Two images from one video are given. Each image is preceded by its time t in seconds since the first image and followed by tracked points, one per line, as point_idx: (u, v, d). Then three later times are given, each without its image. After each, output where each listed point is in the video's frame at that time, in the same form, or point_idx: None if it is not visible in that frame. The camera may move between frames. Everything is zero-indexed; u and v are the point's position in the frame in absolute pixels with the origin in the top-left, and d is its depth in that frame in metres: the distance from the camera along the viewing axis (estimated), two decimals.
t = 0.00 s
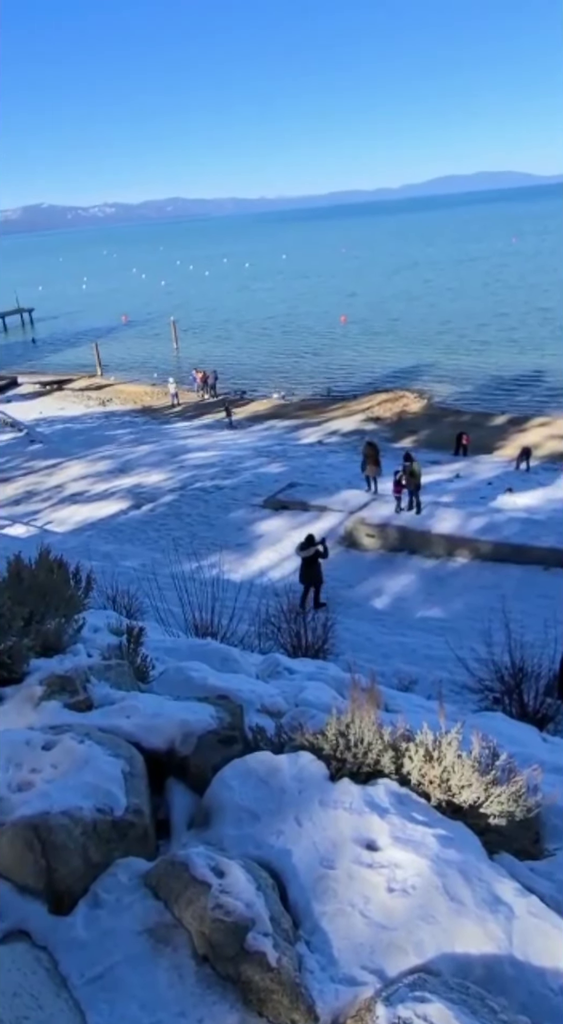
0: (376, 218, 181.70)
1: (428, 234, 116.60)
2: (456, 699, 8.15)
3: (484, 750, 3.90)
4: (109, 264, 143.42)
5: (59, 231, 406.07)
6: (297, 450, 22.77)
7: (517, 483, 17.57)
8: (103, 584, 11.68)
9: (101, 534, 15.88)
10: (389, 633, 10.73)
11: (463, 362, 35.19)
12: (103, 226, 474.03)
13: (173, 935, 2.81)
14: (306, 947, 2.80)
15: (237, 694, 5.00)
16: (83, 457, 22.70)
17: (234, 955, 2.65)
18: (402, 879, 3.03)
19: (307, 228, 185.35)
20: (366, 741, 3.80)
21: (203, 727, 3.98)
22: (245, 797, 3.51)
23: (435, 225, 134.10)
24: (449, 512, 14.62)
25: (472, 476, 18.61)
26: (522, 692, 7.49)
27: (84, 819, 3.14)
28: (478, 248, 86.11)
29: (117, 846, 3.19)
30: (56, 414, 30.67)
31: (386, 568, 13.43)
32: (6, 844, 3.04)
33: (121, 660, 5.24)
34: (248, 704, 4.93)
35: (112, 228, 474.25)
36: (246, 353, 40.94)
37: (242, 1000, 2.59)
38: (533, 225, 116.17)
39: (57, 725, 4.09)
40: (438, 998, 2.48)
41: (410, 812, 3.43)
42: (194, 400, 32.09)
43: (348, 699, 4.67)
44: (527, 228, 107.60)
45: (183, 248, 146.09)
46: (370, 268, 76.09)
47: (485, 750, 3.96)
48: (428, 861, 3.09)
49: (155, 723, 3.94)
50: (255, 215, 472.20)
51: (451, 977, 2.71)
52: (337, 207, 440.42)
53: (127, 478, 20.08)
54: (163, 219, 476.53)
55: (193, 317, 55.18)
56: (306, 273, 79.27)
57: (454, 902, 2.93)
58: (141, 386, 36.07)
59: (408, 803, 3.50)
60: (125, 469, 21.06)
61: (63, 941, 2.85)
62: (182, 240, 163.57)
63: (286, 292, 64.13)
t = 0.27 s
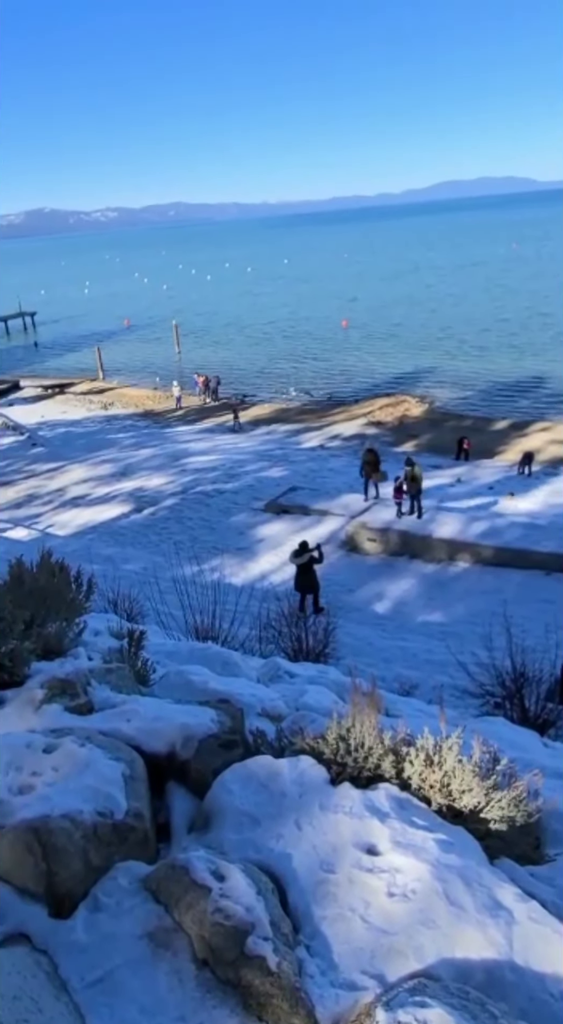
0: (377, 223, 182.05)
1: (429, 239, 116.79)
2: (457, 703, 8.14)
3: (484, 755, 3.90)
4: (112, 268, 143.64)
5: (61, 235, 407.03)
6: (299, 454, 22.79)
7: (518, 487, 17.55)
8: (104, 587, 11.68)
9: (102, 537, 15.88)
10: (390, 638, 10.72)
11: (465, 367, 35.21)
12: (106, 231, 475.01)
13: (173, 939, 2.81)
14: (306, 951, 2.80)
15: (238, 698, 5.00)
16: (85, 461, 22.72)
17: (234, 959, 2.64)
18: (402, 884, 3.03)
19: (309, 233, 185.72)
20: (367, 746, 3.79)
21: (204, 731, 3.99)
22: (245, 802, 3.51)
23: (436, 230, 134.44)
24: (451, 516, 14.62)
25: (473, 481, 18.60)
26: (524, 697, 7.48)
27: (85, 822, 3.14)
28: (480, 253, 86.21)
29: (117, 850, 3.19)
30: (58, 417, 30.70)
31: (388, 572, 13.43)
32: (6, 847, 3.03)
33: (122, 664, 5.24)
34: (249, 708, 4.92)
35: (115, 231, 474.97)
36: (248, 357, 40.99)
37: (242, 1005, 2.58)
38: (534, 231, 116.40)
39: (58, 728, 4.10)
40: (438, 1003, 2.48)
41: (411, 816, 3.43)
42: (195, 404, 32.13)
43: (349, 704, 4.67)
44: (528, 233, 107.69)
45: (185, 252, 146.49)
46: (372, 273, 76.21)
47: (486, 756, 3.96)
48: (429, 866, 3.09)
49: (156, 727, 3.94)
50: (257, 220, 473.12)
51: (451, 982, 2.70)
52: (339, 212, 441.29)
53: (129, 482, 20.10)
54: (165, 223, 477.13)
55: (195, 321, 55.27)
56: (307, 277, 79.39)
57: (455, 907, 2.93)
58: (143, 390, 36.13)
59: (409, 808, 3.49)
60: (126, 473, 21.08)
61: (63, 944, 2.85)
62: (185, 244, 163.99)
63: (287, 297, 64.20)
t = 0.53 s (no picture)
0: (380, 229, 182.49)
1: (433, 245, 117.02)
2: (460, 709, 8.13)
3: (487, 761, 3.90)
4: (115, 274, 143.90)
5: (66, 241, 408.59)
6: (302, 459, 22.81)
7: (521, 493, 17.54)
8: (107, 592, 11.70)
9: (105, 542, 15.90)
10: (393, 643, 10.71)
11: (468, 373, 35.24)
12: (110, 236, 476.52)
13: (176, 944, 2.80)
14: (309, 956, 2.79)
15: (241, 703, 5.01)
16: (88, 465, 22.75)
17: (237, 964, 2.64)
18: (405, 890, 3.03)
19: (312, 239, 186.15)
20: (370, 751, 3.79)
21: (207, 736, 3.99)
22: (248, 807, 3.51)
23: (439, 237, 134.48)
24: (454, 522, 14.62)
25: (476, 486, 18.60)
26: (527, 703, 7.47)
27: (88, 827, 3.15)
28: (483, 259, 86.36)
29: (120, 854, 3.19)
30: (62, 422, 30.76)
31: (390, 578, 13.42)
32: (10, 850, 3.04)
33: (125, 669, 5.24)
34: (252, 713, 4.92)
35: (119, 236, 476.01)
36: (251, 362, 41.04)
37: (245, 1010, 2.58)
38: (537, 237, 116.52)
39: (61, 732, 4.10)
40: (442, 1009, 2.47)
41: (414, 822, 3.43)
42: (199, 409, 32.17)
43: (352, 709, 4.66)
44: (531, 239, 107.83)
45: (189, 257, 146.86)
46: (376, 279, 76.37)
47: (489, 762, 3.96)
48: (431, 871, 3.08)
49: (159, 731, 3.95)
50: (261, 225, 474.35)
51: (454, 988, 2.70)
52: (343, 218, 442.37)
53: (132, 486, 20.12)
54: (169, 229, 478.05)
55: (199, 327, 55.38)
56: (311, 283, 79.46)
57: (458, 913, 2.93)
58: (146, 395, 36.19)
59: (412, 813, 3.49)
60: (130, 478, 21.11)
61: (66, 948, 2.85)
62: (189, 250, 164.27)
63: (291, 303, 64.32)
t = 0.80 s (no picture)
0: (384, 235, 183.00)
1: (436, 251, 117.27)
2: (464, 716, 8.11)
3: (491, 767, 3.88)
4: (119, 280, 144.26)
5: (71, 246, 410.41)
6: (305, 464, 22.82)
7: (525, 499, 17.53)
8: (110, 596, 11.70)
9: (108, 547, 15.91)
10: (396, 649, 10.69)
11: (472, 379, 35.25)
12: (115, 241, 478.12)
13: (179, 949, 2.78)
14: (313, 963, 2.78)
15: (245, 708, 5.00)
16: (92, 470, 22.79)
17: (242, 970, 2.63)
18: (410, 897, 3.02)
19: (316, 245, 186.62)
20: (374, 756, 3.77)
21: (211, 740, 3.98)
22: (253, 812, 3.50)
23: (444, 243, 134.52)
24: (457, 528, 14.61)
25: (479, 492, 18.59)
26: (530, 709, 7.45)
27: (92, 830, 3.15)
28: (487, 265, 86.49)
29: (124, 858, 3.18)
30: (66, 426, 30.81)
31: (394, 583, 13.41)
32: (14, 854, 3.04)
33: (129, 674, 5.25)
34: (256, 718, 4.91)
35: (124, 241, 477.10)
36: (255, 368, 41.09)
37: (249, 1017, 2.57)
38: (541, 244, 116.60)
39: (65, 735, 4.10)
40: (447, 1018, 2.46)
41: (418, 828, 3.42)
42: (202, 414, 32.22)
43: (356, 714, 4.65)
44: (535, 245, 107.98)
45: (192, 263, 147.52)
46: (380, 285, 76.55)
47: (494, 768, 3.94)
48: (436, 878, 3.08)
49: (164, 735, 3.94)
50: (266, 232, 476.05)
51: (459, 996, 2.69)
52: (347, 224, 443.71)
53: (135, 491, 20.15)
54: (174, 234, 479.12)
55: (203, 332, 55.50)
56: (314, 289, 79.58)
57: (463, 920, 2.92)
58: (150, 400, 36.25)
59: (416, 820, 3.48)
60: (133, 483, 21.13)
61: (69, 955, 2.84)
62: (193, 256, 164.42)
63: (295, 308, 64.45)
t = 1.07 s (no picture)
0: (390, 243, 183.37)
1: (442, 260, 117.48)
2: (470, 725, 8.08)
3: (499, 777, 3.87)
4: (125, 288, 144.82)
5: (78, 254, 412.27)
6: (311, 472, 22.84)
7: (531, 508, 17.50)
8: (115, 604, 11.70)
9: (114, 553, 15.92)
10: (402, 657, 10.67)
11: (478, 387, 35.26)
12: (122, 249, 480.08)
13: (185, 958, 2.76)
14: (320, 974, 2.76)
15: (251, 716, 4.99)
16: (98, 477, 22.82)
17: (248, 979, 2.61)
18: (417, 908, 3.00)
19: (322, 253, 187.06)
20: (381, 765, 3.75)
21: (218, 749, 3.97)
22: (259, 821, 3.49)
23: (450, 252, 134.64)
24: (463, 536, 14.59)
25: (485, 500, 18.56)
26: (537, 719, 7.41)
27: (98, 839, 3.14)
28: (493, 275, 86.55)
29: (130, 867, 3.17)
30: (72, 433, 30.88)
31: (400, 591, 13.38)
32: (20, 861, 3.03)
33: (135, 681, 5.25)
34: (261, 726, 4.89)
35: (131, 249, 478.98)
36: (262, 376, 41.15)
37: None
38: (547, 253, 116.71)
39: (72, 742, 4.10)
40: None
41: (426, 838, 3.40)
42: (208, 422, 32.26)
43: (363, 723, 4.64)
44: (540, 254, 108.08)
45: (198, 270, 148.01)
46: (385, 294, 76.66)
47: (501, 778, 3.93)
48: (444, 889, 3.06)
49: (170, 743, 3.94)
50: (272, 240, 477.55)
51: (467, 1008, 2.67)
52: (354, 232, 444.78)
53: (141, 498, 20.17)
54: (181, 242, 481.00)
55: (209, 340, 55.63)
56: (320, 297, 79.70)
57: (471, 932, 2.90)
58: (157, 407, 36.32)
59: (423, 829, 3.47)
60: (139, 490, 21.15)
61: (75, 963, 2.82)
62: (200, 264, 164.99)
63: (301, 316, 64.57)
